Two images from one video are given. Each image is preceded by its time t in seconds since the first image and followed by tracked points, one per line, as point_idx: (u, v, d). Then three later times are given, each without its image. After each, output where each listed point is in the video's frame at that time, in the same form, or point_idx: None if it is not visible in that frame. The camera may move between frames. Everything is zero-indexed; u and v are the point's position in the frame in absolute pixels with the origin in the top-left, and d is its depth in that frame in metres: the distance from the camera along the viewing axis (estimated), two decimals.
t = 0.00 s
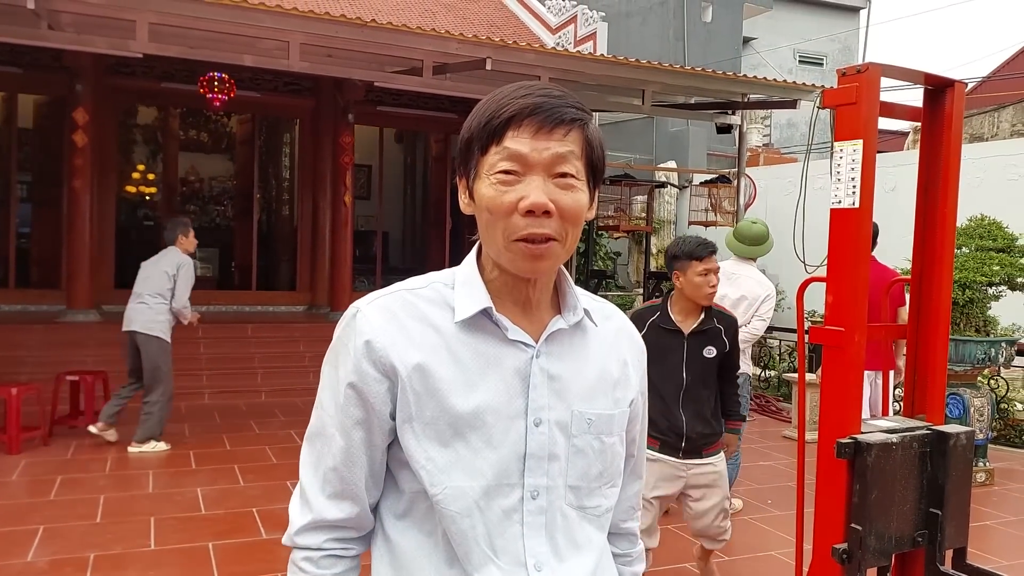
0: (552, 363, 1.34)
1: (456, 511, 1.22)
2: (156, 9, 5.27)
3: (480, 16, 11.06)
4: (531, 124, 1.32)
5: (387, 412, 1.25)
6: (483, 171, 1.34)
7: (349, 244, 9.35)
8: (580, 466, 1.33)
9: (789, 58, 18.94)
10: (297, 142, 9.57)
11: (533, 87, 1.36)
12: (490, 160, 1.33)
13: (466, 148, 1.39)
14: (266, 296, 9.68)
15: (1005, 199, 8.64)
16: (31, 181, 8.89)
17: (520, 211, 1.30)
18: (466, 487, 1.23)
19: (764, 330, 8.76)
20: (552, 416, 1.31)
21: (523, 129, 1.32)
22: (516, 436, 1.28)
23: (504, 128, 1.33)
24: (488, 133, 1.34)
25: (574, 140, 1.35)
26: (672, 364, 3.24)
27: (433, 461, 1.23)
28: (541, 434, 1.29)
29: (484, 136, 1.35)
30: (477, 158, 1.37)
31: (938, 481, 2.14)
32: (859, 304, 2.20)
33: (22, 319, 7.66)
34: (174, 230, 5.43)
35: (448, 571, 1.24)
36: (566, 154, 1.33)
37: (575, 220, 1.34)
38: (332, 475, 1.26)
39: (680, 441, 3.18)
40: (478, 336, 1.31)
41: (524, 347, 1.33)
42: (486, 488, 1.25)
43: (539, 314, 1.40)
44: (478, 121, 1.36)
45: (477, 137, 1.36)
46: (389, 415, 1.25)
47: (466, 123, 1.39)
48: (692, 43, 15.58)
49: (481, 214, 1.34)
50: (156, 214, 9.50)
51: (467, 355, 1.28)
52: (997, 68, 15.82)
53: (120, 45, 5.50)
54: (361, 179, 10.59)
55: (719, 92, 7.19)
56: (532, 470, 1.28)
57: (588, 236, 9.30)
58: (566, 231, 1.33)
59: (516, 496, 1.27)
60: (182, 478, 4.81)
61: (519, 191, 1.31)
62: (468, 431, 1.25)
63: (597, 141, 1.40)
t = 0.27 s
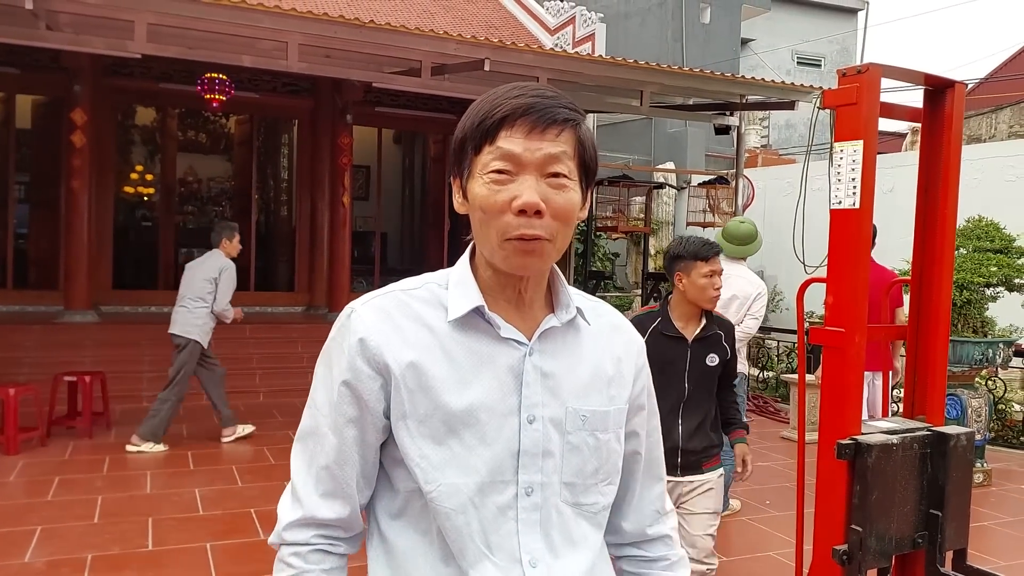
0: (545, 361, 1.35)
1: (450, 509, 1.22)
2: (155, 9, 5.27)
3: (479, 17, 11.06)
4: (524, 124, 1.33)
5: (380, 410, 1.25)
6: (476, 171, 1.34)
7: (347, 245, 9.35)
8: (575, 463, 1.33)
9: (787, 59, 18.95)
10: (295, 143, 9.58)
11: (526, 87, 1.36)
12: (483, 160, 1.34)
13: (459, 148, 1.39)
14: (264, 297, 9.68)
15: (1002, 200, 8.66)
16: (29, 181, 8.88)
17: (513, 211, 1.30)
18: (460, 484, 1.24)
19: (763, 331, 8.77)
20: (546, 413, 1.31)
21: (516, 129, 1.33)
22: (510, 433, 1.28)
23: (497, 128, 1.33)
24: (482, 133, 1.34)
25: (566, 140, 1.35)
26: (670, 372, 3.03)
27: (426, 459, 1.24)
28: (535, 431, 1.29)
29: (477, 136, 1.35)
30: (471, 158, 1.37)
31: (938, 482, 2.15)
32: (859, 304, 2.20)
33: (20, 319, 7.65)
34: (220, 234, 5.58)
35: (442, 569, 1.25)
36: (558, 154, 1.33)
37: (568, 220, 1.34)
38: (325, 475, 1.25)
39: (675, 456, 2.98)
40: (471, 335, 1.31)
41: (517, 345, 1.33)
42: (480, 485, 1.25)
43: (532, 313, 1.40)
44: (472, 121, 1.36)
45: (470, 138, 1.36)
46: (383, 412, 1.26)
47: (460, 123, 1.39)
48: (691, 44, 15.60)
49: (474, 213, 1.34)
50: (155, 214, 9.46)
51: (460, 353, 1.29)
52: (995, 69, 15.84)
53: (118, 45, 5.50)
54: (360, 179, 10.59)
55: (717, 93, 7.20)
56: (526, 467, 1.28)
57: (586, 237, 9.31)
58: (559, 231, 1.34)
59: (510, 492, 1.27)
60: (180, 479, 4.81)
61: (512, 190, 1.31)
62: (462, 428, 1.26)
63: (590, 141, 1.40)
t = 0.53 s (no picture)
0: (539, 361, 1.34)
1: (442, 506, 1.22)
2: (151, 11, 5.26)
3: (477, 18, 11.06)
4: (516, 127, 1.32)
5: (376, 406, 1.25)
6: (470, 173, 1.34)
7: (345, 246, 9.32)
8: (569, 462, 1.32)
9: (785, 60, 18.97)
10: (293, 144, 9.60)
11: (520, 90, 1.36)
12: (476, 163, 1.33)
13: (454, 151, 1.39)
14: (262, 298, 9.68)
15: (1000, 201, 8.67)
16: (26, 183, 8.87)
17: (505, 213, 1.30)
18: (453, 482, 1.23)
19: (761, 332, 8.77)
20: (539, 411, 1.31)
21: (508, 132, 1.32)
22: (503, 432, 1.28)
23: (490, 131, 1.33)
24: (475, 135, 1.34)
25: (559, 143, 1.34)
26: (697, 382, 2.64)
27: (419, 457, 1.23)
28: (528, 429, 1.28)
29: (471, 139, 1.35)
30: (465, 161, 1.37)
31: (939, 485, 2.14)
32: (858, 306, 2.20)
33: (16, 321, 7.63)
34: (266, 234, 5.74)
35: (435, 568, 1.24)
36: (550, 158, 1.33)
37: (560, 222, 1.34)
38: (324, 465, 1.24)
39: (708, 478, 2.56)
40: (465, 334, 1.31)
41: (509, 344, 1.33)
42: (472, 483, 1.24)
43: (526, 313, 1.40)
44: (467, 124, 1.36)
45: (464, 140, 1.36)
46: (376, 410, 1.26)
47: (455, 126, 1.39)
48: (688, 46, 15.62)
49: (468, 215, 1.34)
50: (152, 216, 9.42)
51: (453, 352, 1.29)
52: (992, 71, 15.86)
53: (115, 47, 5.49)
54: (357, 181, 10.57)
55: (715, 94, 7.20)
56: (520, 466, 1.28)
57: (584, 239, 9.32)
58: (551, 233, 1.33)
59: (504, 491, 1.27)
60: (177, 481, 4.80)
61: (504, 193, 1.31)
62: (455, 427, 1.25)
63: (584, 144, 1.40)
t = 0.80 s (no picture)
0: (541, 362, 1.34)
1: (444, 507, 1.22)
2: (147, 12, 5.25)
3: (474, 20, 11.07)
4: (518, 125, 1.32)
5: (379, 405, 1.25)
6: (472, 172, 1.34)
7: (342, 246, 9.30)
8: (571, 464, 1.31)
9: (781, 63, 19.00)
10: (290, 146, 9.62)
11: (522, 90, 1.36)
12: (478, 162, 1.33)
13: (456, 151, 1.39)
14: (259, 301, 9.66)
15: (995, 203, 8.69)
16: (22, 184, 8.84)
17: (507, 210, 1.29)
18: (454, 483, 1.23)
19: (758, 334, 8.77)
20: (541, 413, 1.30)
21: (510, 130, 1.32)
22: (504, 434, 1.27)
23: (492, 129, 1.33)
24: (477, 134, 1.34)
25: (561, 142, 1.34)
26: (744, 399, 2.33)
27: (420, 457, 1.23)
28: (530, 431, 1.28)
29: (472, 138, 1.34)
30: (466, 160, 1.36)
31: (938, 487, 2.14)
32: (858, 307, 2.23)
33: (12, 323, 7.61)
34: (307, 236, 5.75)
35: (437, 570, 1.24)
36: (552, 155, 1.32)
37: (562, 220, 1.33)
38: (332, 464, 1.24)
39: (763, 507, 2.28)
40: (466, 335, 1.31)
41: (510, 345, 1.32)
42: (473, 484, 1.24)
43: (527, 314, 1.39)
44: (468, 123, 1.36)
45: (466, 140, 1.35)
46: (379, 411, 1.25)
47: (456, 126, 1.39)
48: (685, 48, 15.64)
49: (469, 214, 1.34)
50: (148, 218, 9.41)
51: (454, 354, 1.28)
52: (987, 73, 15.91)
53: (111, 48, 5.48)
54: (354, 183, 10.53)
55: (712, 96, 7.21)
56: (521, 467, 1.27)
57: (581, 240, 9.33)
58: (552, 232, 1.33)
59: (506, 492, 1.26)
60: (172, 484, 4.78)
61: (506, 191, 1.30)
62: (457, 428, 1.25)
63: (586, 144, 1.40)
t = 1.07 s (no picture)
0: (542, 364, 1.34)
1: (446, 510, 1.22)
2: (142, 14, 5.24)
3: (469, 22, 11.06)
4: (521, 127, 1.33)
5: (381, 406, 1.25)
6: (475, 173, 1.34)
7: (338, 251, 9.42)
8: (571, 467, 1.31)
9: (776, 65, 19.05)
10: (285, 148, 9.55)
11: (525, 92, 1.36)
12: (482, 162, 1.33)
13: (457, 152, 1.39)
14: (254, 302, 9.63)
15: (989, 205, 8.73)
16: (16, 186, 8.81)
17: (511, 211, 1.29)
18: (457, 486, 1.23)
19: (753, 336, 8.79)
20: (542, 415, 1.30)
21: (514, 131, 1.33)
22: (506, 436, 1.27)
23: (496, 131, 1.33)
24: (480, 135, 1.34)
25: (563, 143, 1.34)
26: (815, 421, 2.11)
27: (423, 459, 1.23)
28: (532, 433, 1.28)
29: (475, 139, 1.34)
30: (468, 161, 1.36)
31: (938, 488, 2.43)
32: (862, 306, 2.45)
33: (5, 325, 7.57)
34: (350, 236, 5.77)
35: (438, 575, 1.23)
36: (555, 157, 1.32)
37: (564, 221, 1.33)
38: (335, 466, 1.24)
39: (837, 540, 2.08)
40: (468, 336, 1.31)
41: (513, 347, 1.32)
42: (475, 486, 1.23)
43: (528, 316, 1.39)
44: (471, 124, 1.36)
45: (469, 141, 1.35)
46: (382, 412, 1.25)
47: (458, 128, 1.39)
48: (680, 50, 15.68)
49: (472, 214, 1.33)
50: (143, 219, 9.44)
51: (456, 355, 1.28)
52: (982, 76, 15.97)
53: (106, 50, 5.47)
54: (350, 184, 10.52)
55: (707, 98, 7.23)
56: (522, 469, 1.27)
57: (576, 242, 9.34)
58: (556, 233, 1.33)
59: (507, 494, 1.26)
60: (167, 486, 4.77)
61: (508, 192, 1.30)
62: (459, 429, 1.25)
63: (588, 145, 1.40)
